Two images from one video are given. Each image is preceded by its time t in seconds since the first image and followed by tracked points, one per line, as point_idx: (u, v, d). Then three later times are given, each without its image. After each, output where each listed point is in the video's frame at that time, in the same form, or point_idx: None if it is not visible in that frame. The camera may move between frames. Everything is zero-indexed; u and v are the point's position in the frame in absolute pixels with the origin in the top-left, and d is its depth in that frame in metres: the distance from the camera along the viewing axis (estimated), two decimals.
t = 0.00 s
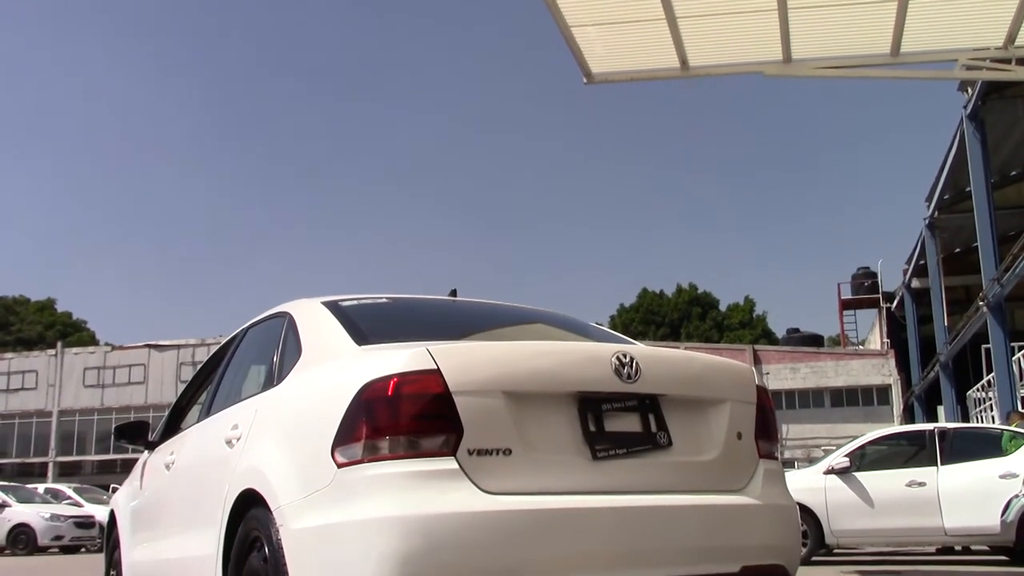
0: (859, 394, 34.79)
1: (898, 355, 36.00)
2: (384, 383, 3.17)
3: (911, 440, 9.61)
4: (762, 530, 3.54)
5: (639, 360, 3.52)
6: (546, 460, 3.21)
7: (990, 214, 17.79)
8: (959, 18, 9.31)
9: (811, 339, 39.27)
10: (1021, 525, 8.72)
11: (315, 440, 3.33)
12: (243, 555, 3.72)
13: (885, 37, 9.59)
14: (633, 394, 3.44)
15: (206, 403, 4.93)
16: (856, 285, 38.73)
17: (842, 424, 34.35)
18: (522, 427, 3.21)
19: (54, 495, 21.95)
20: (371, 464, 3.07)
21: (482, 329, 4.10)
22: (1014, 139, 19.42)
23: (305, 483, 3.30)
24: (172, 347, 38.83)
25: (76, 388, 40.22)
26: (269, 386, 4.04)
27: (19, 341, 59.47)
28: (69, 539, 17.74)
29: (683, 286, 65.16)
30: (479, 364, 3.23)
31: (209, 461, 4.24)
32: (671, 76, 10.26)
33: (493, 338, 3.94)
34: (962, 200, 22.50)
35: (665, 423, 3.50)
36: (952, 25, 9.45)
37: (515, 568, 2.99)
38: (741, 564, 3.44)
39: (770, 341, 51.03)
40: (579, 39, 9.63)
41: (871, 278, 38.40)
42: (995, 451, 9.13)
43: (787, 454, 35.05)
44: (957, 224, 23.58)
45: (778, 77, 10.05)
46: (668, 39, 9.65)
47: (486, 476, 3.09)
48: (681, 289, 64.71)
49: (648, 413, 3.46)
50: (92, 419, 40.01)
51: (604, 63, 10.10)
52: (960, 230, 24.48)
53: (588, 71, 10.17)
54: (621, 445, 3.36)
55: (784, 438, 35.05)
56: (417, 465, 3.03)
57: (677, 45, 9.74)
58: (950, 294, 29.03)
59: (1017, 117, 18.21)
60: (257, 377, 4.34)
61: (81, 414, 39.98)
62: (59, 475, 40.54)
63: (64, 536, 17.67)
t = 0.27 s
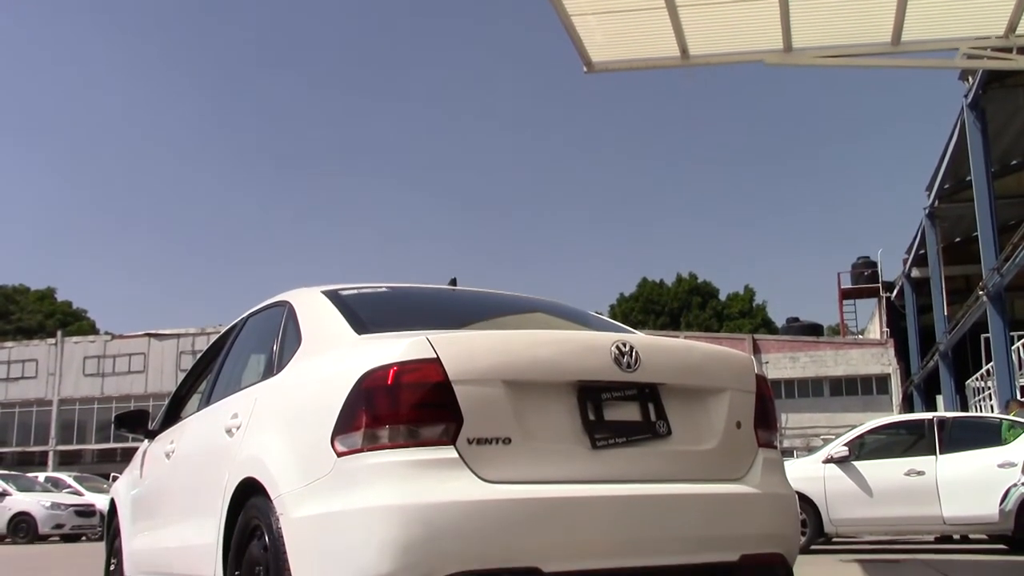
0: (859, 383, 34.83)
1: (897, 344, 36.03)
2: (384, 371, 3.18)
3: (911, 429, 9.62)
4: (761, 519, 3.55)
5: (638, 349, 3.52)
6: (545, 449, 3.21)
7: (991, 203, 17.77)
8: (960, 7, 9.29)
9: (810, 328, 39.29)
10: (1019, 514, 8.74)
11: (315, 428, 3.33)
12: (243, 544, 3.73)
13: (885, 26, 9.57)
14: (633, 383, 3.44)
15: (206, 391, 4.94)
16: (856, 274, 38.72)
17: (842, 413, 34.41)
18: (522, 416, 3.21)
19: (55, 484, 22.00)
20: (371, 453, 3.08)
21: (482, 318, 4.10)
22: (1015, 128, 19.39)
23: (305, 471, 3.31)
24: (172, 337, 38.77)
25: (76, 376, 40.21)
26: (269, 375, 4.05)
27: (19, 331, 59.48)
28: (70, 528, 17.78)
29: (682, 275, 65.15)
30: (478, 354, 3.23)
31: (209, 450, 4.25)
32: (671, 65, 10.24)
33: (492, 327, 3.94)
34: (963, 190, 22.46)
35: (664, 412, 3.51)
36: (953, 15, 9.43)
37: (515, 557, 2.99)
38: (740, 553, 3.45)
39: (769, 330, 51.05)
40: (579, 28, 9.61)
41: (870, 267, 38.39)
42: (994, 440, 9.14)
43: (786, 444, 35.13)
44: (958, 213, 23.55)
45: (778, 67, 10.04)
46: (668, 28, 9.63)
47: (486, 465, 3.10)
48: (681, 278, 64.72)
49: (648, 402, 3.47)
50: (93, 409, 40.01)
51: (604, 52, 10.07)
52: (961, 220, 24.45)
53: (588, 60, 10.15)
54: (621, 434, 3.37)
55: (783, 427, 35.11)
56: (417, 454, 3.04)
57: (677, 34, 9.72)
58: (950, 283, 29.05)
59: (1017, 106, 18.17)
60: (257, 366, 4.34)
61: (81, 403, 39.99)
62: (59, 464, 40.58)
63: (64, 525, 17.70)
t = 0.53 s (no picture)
0: (858, 372, 34.85)
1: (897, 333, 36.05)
2: (383, 361, 3.18)
3: (909, 418, 9.64)
4: (761, 508, 3.55)
5: (638, 338, 3.52)
6: (546, 437, 3.22)
7: (991, 192, 17.76)
8: None
9: (810, 317, 39.31)
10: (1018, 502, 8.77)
11: (316, 417, 3.34)
12: (243, 532, 3.74)
13: (886, 15, 9.54)
14: (632, 372, 3.45)
15: (206, 380, 4.94)
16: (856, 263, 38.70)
17: (841, 402, 34.45)
18: (522, 405, 3.22)
19: (55, 473, 22.03)
20: (371, 442, 3.08)
21: (482, 307, 4.10)
22: (1015, 117, 19.36)
23: (306, 460, 3.32)
24: (172, 326, 38.77)
25: (76, 365, 40.23)
26: (269, 363, 4.05)
27: (19, 320, 59.50)
28: (70, 516, 17.82)
29: (682, 264, 65.14)
30: (479, 343, 3.23)
31: (210, 438, 4.26)
32: (671, 54, 10.21)
33: (492, 317, 3.94)
34: (963, 179, 22.44)
35: (664, 400, 3.51)
36: (955, 3, 9.40)
37: (515, 545, 3.00)
38: (739, 541, 3.45)
39: (768, 319, 51.07)
40: (579, 17, 9.57)
41: (870, 256, 38.39)
42: (993, 430, 9.17)
43: (785, 433, 35.17)
44: (958, 202, 23.53)
45: (778, 55, 10.01)
46: (669, 17, 9.60)
47: (486, 453, 3.10)
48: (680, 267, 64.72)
49: (648, 391, 3.47)
50: (93, 397, 40.04)
51: (604, 41, 10.04)
52: (961, 209, 24.43)
53: (588, 49, 10.12)
54: (621, 423, 3.37)
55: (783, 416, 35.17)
56: (417, 443, 3.04)
57: (677, 23, 9.69)
58: (949, 272, 29.05)
59: (1018, 95, 18.14)
60: (257, 354, 4.35)
61: (81, 392, 40.02)
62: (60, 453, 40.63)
63: (65, 514, 17.74)
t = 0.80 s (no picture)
0: (858, 359, 34.88)
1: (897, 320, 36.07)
2: (383, 347, 3.18)
3: (908, 405, 9.66)
4: (759, 495, 3.56)
5: (638, 325, 3.52)
6: (546, 424, 3.22)
7: (991, 180, 17.74)
8: None
9: (810, 304, 39.33)
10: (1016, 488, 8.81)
11: (316, 404, 3.34)
12: (244, 519, 3.75)
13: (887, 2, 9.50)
14: (632, 359, 3.45)
15: (206, 367, 4.95)
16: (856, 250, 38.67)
17: (840, 389, 34.49)
18: (522, 392, 3.22)
19: (56, 459, 22.09)
20: (371, 429, 3.09)
21: (482, 294, 4.10)
22: (1016, 104, 19.31)
23: (306, 446, 3.32)
24: (172, 313, 38.77)
25: (76, 352, 40.26)
26: (269, 350, 4.05)
27: (19, 306, 59.53)
28: (71, 502, 17.87)
29: (682, 252, 65.11)
30: (479, 330, 3.23)
31: (209, 425, 4.27)
32: (671, 40, 10.18)
33: (492, 304, 3.94)
34: (964, 166, 22.41)
35: (663, 386, 3.52)
36: None
37: (515, 531, 3.01)
38: (739, 527, 3.47)
39: (768, 306, 51.08)
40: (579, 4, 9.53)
41: (870, 243, 38.35)
42: (992, 417, 9.19)
43: (785, 419, 35.23)
44: (958, 190, 23.50)
45: (779, 42, 9.98)
46: (670, 3, 9.56)
47: (486, 440, 3.11)
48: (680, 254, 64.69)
49: (647, 377, 3.48)
50: (93, 384, 40.07)
51: (604, 27, 10.00)
52: (961, 196, 24.41)
53: (588, 35, 10.08)
54: (621, 409, 3.38)
55: (782, 403, 35.24)
56: (417, 429, 3.05)
57: (678, 9, 9.65)
58: (949, 260, 29.05)
59: (1019, 82, 18.10)
60: (257, 341, 4.35)
61: (82, 378, 40.06)
62: (60, 439, 40.71)
63: (66, 500, 17.80)
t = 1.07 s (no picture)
0: (857, 346, 34.91)
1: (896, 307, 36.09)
2: (383, 334, 3.18)
3: (908, 392, 9.66)
4: (758, 482, 3.57)
5: (638, 313, 3.52)
6: (545, 410, 3.22)
7: (992, 167, 17.72)
8: None
9: (810, 291, 39.33)
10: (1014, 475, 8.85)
11: (316, 390, 3.34)
12: (244, 505, 3.76)
13: None
14: (632, 346, 3.45)
15: (206, 354, 4.95)
16: (856, 238, 38.65)
17: (840, 376, 34.53)
18: (522, 378, 3.22)
19: (57, 446, 22.14)
20: (371, 415, 3.09)
21: (482, 281, 4.10)
22: (1017, 91, 19.28)
23: (306, 433, 3.32)
24: (172, 300, 38.75)
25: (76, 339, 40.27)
26: (269, 337, 4.05)
27: (19, 293, 59.53)
28: (72, 489, 17.91)
29: (682, 239, 65.07)
30: (479, 316, 3.23)
31: (209, 411, 4.27)
32: (671, 26, 10.15)
33: (492, 290, 3.94)
34: (964, 153, 22.38)
35: (663, 373, 3.52)
36: None
37: (514, 518, 3.02)
38: (738, 514, 3.47)
39: (768, 293, 51.09)
40: None
41: (870, 230, 38.32)
42: (991, 404, 9.20)
43: (784, 406, 35.29)
44: (958, 177, 23.47)
45: (779, 28, 9.95)
46: None
47: (486, 427, 3.11)
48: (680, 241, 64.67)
49: (647, 364, 3.48)
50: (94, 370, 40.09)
51: (604, 13, 9.98)
52: (961, 183, 24.38)
53: (588, 21, 10.06)
54: (621, 396, 3.38)
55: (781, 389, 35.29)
56: (417, 416, 3.05)
57: None
58: (949, 247, 29.04)
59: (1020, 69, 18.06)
60: (256, 328, 4.35)
61: (82, 365, 40.07)
62: (61, 426, 40.77)
63: (67, 486, 17.85)
